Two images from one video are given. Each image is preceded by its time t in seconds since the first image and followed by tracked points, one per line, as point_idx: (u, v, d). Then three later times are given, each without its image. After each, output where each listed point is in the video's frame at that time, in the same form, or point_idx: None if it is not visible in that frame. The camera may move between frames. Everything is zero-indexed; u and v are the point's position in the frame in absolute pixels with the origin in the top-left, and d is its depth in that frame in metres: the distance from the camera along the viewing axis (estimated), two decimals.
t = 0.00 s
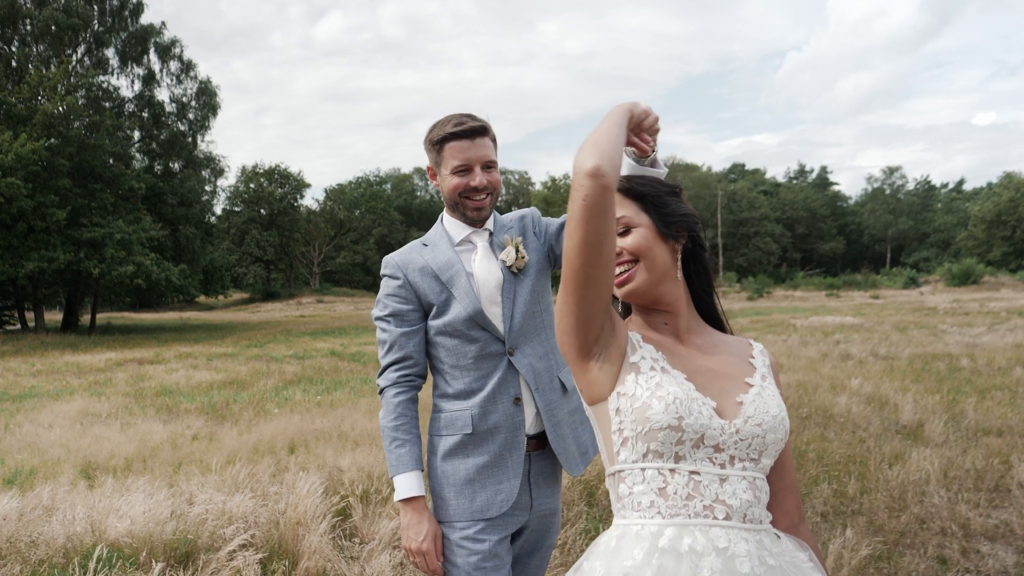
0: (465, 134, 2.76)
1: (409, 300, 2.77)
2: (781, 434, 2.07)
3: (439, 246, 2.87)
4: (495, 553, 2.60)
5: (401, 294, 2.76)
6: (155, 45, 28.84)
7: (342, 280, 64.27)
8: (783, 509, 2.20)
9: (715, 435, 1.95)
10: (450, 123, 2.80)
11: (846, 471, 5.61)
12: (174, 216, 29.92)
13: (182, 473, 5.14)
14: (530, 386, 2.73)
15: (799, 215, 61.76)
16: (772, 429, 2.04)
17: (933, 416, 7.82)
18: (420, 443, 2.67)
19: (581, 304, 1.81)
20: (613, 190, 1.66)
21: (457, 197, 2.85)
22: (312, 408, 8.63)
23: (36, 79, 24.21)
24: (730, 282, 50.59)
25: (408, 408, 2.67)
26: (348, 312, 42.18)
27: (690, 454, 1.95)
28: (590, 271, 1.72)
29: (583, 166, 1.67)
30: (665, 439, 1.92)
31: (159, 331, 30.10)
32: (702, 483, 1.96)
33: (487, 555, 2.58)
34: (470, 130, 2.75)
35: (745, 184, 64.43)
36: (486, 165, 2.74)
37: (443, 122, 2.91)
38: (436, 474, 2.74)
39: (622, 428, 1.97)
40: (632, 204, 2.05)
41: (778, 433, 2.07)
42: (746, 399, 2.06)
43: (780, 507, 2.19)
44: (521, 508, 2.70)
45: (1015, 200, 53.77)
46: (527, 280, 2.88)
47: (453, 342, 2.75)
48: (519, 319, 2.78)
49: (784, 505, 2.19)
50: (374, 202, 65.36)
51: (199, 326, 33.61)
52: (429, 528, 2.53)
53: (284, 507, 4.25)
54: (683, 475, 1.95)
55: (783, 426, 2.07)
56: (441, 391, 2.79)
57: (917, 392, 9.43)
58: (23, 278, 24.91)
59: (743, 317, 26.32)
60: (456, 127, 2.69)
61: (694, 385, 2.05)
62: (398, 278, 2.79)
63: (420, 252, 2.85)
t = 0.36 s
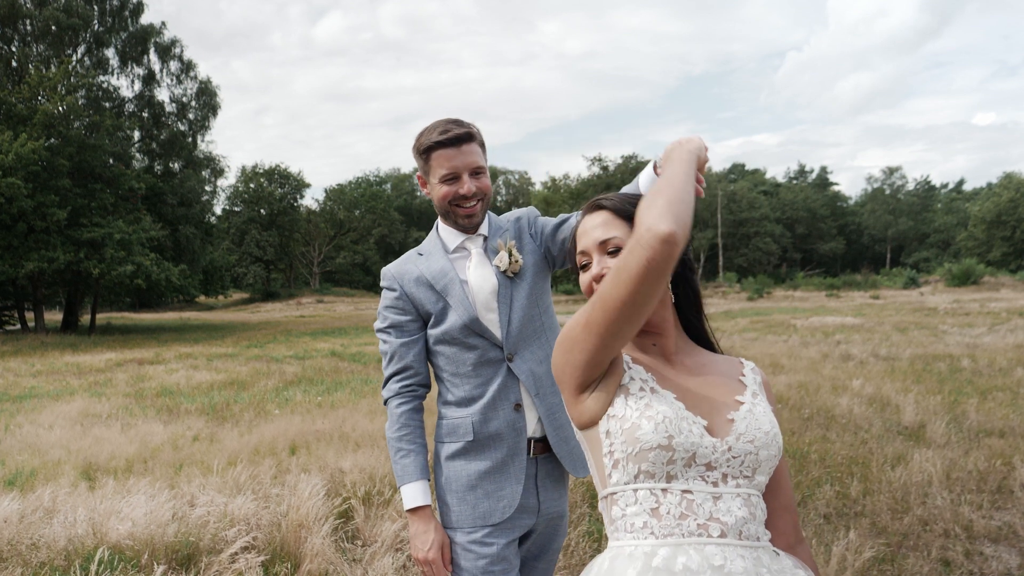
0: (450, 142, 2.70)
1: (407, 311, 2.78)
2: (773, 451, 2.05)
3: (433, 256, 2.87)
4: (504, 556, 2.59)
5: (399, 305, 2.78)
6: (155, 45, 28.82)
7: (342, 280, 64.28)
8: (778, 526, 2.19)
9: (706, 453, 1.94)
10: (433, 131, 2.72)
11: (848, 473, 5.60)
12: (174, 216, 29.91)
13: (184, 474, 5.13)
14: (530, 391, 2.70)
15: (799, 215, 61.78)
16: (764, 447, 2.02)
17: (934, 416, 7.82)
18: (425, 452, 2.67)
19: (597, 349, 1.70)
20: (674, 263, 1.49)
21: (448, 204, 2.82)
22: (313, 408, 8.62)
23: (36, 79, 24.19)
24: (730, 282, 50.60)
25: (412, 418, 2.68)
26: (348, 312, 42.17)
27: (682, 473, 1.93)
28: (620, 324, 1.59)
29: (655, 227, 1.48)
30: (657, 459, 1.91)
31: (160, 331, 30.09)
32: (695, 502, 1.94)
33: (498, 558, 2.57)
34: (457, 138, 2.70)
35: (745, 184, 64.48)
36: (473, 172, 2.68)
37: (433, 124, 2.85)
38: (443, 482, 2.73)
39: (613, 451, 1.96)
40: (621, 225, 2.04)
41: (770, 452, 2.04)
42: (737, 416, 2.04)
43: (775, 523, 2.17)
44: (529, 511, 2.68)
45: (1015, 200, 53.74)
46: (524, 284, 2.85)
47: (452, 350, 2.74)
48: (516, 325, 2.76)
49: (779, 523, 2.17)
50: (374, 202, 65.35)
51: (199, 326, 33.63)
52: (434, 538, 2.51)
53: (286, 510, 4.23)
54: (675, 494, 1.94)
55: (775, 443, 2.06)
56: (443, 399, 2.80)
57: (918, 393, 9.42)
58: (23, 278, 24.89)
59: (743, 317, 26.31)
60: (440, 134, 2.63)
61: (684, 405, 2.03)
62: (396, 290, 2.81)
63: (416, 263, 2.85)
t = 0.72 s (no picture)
0: (429, 151, 2.65)
1: (403, 320, 2.78)
2: (770, 453, 2.03)
3: (427, 263, 2.84)
4: (508, 560, 2.57)
5: (395, 315, 2.78)
6: (155, 45, 28.78)
7: (342, 280, 64.25)
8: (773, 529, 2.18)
9: (704, 459, 1.93)
10: (412, 141, 2.67)
11: (850, 474, 5.59)
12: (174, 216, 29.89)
13: (184, 476, 5.11)
14: (526, 402, 2.66)
15: (799, 215, 61.77)
16: (762, 450, 2.01)
17: (936, 417, 7.80)
18: (424, 462, 2.67)
19: (608, 384, 1.81)
20: (708, 337, 1.63)
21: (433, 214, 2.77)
22: (313, 409, 8.60)
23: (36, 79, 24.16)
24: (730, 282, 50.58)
25: (411, 427, 2.68)
26: (348, 312, 42.14)
27: (681, 479, 1.92)
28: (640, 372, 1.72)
29: (705, 303, 1.61)
30: (655, 467, 1.90)
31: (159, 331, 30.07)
32: (696, 507, 1.92)
33: (500, 563, 2.55)
34: (433, 146, 2.64)
35: (744, 184, 64.48)
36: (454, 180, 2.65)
37: (410, 133, 2.78)
38: (444, 489, 2.72)
39: (611, 461, 1.96)
40: (610, 236, 2.04)
41: (766, 455, 2.02)
42: (733, 421, 2.01)
43: (773, 525, 2.16)
44: (532, 516, 2.66)
45: (1015, 200, 53.66)
46: (520, 291, 2.79)
47: (448, 360, 2.73)
48: (511, 334, 2.70)
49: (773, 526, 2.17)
50: (374, 202, 65.34)
51: (200, 326, 33.60)
52: (433, 546, 2.50)
53: (287, 511, 4.21)
54: (675, 500, 1.92)
55: (772, 447, 2.04)
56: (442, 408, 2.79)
57: (920, 393, 9.41)
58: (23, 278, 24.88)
59: (743, 318, 26.30)
60: (417, 146, 2.58)
61: (681, 411, 2.03)
62: (390, 299, 2.80)
63: (409, 271, 2.83)
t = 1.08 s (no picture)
0: (403, 159, 2.60)
1: (399, 322, 2.75)
2: (772, 445, 2.03)
3: (421, 263, 2.80)
4: (507, 560, 2.55)
5: (391, 316, 2.75)
6: (155, 45, 28.76)
7: (342, 280, 64.23)
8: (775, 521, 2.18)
9: (710, 452, 1.91)
10: (387, 150, 2.61)
11: (852, 473, 5.57)
12: (174, 216, 29.86)
13: (183, 475, 5.09)
14: (524, 403, 2.63)
15: (799, 215, 61.79)
16: (764, 442, 2.01)
17: (938, 416, 7.78)
18: (422, 465, 2.65)
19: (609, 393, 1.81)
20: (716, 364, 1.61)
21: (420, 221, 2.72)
22: (313, 408, 8.57)
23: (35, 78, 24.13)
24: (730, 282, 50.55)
25: (410, 431, 2.66)
26: (348, 312, 42.11)
27: (687, 473, 1.90)
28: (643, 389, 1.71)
29: (717, 329, 1.58)
30: (661, 462, 1.88)
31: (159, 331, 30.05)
32: (702, 501, 1.90)
33: (498, 565, 2.52)
34: (403, 157, 2.60)
35: (744, 184, 64.42)
36: (433, 184, 2.60)
37: (383, 139, 2.72)
38: (442, 490, 2.70)
39: (615, 457, 1.94)
40: (604, 232, 2.00)
41: (768, 448, 2.02)
42: (735, 414, 2.01)
43: (775, 519, 2.16)
44: (533, 516, 2.64)
45: (1014, 200, 53.66)
46: (517, 289, 2.73)
47: (445, 362, 2.70)
48: (508, 335, 2.66)
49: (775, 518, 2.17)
50: (374, 202, 65.31)
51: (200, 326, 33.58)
52: (431, 550, 2.48)
53: (287, 511, 4.19)
54: (681, 494, 1.90)
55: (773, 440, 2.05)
56: (439, 410, 2.76)
57: (921, 393, 9.39)
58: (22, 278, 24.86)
59: (743, 317, 26.30)
60: (388, 158, 2.55)
61: (685, 404, 2.01)
62: (385, 301, 2.76)
63: (404, 272, 2.80)
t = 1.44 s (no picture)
0: (386, 156, 2.56)
1: (393, 319, 2.72)
2: (778, 422, 2.04)
3: (412, 258, 2.77)
4: (504, 556, 2.52)
5: (384, 314, 2.72)
6: (154, 44, 28.72)
7: (342, 280, 64.20)
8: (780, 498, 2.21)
9: (717, 430, 1.90)
10: (370, 149, 2.57)
11: (853, 471, 5.55)
12: (173, 215, 29.83)
13: (181, 472, 5.07)
14: (520, 396, 2.60)
15: (799, 215, 61.79)
16: (771, 420, 2.01)
17: (938, 415, 7.77)
18: (420, 463, 2.63)
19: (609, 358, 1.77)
20: (711, 315, 1.59)
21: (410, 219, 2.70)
22: (311, 407, 8.54)
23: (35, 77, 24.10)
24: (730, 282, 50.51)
25: (406, 429, 2.64)
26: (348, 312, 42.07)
27: (694, 452, 1.89)
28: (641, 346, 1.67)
29: (711, 275, 1.56)
30: (669, 440, 1.87)
31: (158, 330, 30.02)
32: (710, 481, 1.90)
33: (497, 561, 2.50)
34: (383, 155, 2.56)
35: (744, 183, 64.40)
36: (418, 181, 2.58)
37: (364, 140, 2.69)
38: (440, 487, 2.67)
39: (620, 435, 1.92)
40: (605, 206, 1.98)
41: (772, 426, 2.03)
42: (741, 391, 2.01)
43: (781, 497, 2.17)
44: (530, 512, 2.62)
45: (1014, 200, 53.64)
46: (511, 280, 2.69)
47: (439, 357, 2.66)
48: (502, 327, 2.63)
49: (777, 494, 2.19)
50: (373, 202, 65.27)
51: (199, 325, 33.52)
52: (430, 550, 2.46)
53: (285, 508, 4.16)
54: (689, 474, 1.89)
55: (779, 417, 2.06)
56: (435, 406, 2.74)
57: (922, 391, 9.36)
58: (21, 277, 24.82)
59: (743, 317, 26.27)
60: (367, 158, 2.51)
61: (692, 383, 2.00)
62: (378, 298, 2.73)
63: (396, 268, 2.76)
